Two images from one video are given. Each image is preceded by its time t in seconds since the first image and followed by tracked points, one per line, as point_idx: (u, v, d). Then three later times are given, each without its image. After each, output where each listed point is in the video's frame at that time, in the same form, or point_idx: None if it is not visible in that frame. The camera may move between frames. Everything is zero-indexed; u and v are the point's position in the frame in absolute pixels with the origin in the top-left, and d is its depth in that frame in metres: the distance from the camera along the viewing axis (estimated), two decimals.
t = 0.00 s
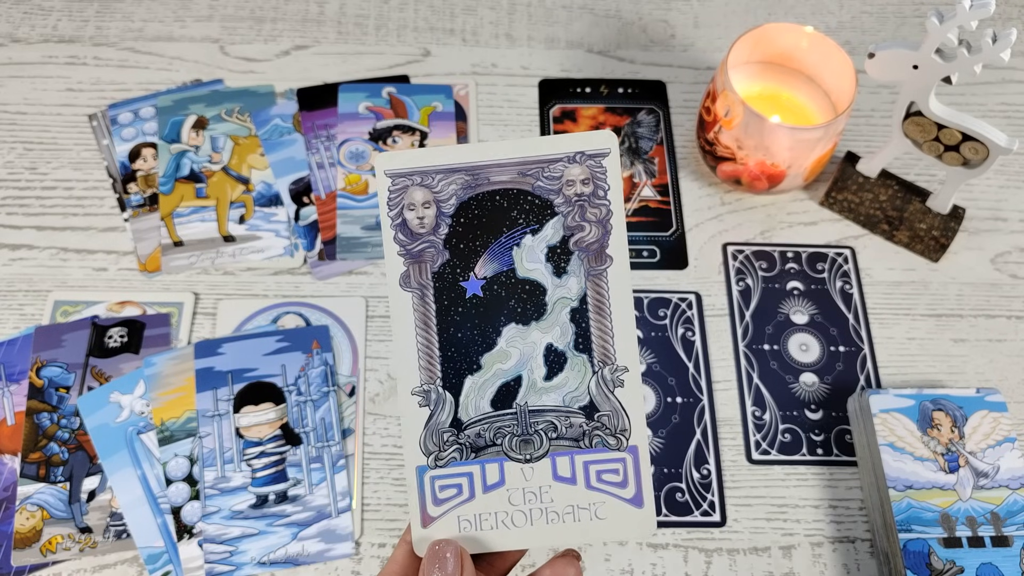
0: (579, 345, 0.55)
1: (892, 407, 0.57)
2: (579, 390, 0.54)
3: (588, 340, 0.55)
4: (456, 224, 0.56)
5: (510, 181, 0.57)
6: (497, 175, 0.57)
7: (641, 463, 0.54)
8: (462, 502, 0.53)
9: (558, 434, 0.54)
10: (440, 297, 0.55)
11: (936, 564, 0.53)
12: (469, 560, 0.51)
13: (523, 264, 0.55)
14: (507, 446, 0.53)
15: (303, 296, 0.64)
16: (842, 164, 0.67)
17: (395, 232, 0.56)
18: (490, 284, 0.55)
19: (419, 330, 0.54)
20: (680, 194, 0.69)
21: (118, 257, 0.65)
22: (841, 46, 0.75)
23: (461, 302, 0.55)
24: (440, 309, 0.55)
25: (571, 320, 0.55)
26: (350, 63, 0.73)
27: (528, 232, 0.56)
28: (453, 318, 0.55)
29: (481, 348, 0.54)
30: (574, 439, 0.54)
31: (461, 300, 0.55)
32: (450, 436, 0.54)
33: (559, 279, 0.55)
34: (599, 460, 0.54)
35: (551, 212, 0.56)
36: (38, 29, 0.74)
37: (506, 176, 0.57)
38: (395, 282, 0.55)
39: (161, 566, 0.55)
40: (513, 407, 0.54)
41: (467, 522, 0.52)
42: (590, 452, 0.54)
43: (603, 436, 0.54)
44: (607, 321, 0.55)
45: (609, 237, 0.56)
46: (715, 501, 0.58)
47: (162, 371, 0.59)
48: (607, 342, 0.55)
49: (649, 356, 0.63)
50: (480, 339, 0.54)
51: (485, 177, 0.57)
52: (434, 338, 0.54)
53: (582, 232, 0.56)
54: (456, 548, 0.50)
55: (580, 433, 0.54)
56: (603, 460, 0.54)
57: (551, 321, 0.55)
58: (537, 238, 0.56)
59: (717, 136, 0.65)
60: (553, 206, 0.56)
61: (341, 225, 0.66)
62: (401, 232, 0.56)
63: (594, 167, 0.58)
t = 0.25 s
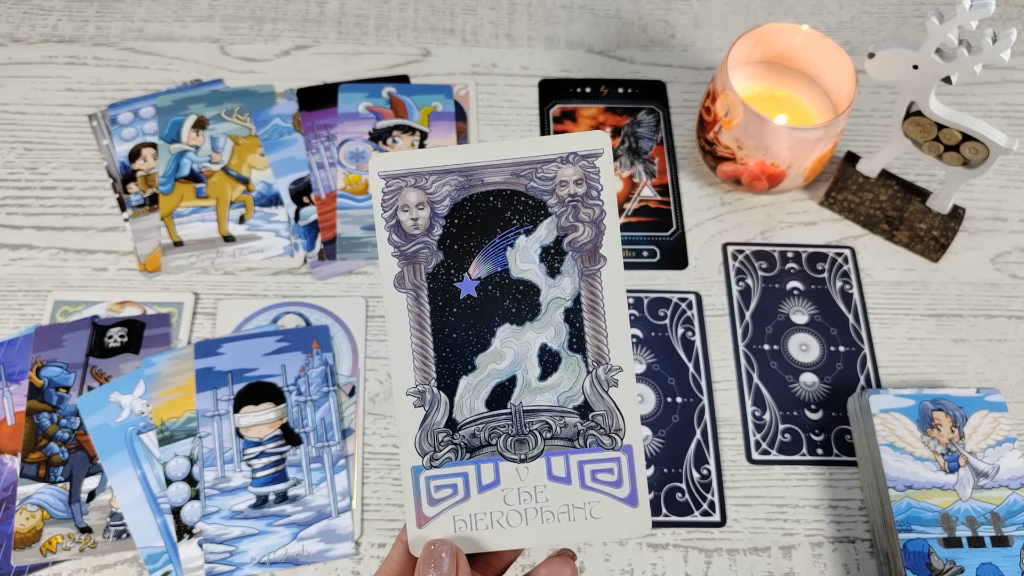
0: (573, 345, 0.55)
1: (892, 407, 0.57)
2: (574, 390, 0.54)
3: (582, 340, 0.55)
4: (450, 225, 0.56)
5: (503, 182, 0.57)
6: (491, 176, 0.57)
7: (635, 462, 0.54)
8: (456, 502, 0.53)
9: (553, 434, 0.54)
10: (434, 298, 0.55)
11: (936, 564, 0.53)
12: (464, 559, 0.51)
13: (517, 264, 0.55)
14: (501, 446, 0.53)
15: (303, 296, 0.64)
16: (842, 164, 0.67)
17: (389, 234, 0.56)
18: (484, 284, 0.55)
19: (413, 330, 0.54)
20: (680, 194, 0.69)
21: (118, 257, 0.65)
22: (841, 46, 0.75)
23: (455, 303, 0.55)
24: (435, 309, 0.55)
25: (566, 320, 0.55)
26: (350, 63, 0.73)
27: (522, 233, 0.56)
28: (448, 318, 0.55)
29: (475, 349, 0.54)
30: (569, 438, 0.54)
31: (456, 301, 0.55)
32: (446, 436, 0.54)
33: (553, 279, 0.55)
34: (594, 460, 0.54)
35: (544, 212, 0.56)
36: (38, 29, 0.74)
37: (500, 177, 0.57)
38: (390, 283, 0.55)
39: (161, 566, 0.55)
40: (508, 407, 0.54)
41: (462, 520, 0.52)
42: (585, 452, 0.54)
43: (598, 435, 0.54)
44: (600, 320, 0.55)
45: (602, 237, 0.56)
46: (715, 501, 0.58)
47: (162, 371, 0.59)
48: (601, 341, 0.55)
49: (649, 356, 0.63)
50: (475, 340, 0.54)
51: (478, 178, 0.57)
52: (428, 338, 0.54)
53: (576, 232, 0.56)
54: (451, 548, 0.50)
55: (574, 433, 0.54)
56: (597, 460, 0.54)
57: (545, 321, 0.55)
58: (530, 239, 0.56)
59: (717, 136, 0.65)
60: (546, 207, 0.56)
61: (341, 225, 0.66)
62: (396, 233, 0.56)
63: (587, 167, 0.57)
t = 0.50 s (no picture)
0: (577, 345, 0.55)
1: (892, 407, 0.57)
2: (576, 390, 0.54)
3: (585, 339, 0.55)
4: (451, 225, 0.56)
5: (506, 182, 0.57)
6: (494, 176, 0.57)
7: (637, 464, 0.54)
8: (459, 502, 0.53)
9: (556, 435, 0.54)
10: (436, 297, 0.55)
11: (936, 564, 0.53)
12: (465, 560, 0.51)
13: (520, 264, 0.55)
14: (503, 446, 0.53)
15: (304, 296, 0.64)
16: (842, 164, 0.67)
17: (390, 233, 0.56)
18: (485, 283, 0.55)
19: (415, 331, 0.54)
20: (680, 194, 0.69)
21: (118, 257, 0.65)
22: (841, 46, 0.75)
23: (457, 302, 0.55)
24: (437, 309, 0.55)
25: (568, 321, 0.55)
26: (350, 63, 0.73)
27: (525, 232, 0.56)
28: (450, 318, 0.54)
29: (478, 348, 0.54)
30: (571, 439, 0.54)
31: (458, 300, 0.55)
32: (447, 436, 0.54)
33: (556, 279, 0.55)
34: (595, 460, 0.54)
35: (546, 212, 0.56)
36: (38, 29, 0.74)
37: (502, 177, 0.57)
38: (392, 283, 0.55)
39: (161, 566, 0.55)
40: (510, 407, 0.54)
41: (464, 520, 0.52)
42: (588, 452, 0.54)
43: (599, 436, 0.54)
44: (603, 319, 0.55)
45: (605, 237, 0.56)
46: (715, 501, 0.58)
47: (162, 371, 0.59)
48: (604, 341, 0.55)
49: (649, 356, 0.63)
50: (478, 340, 0.54)
51: (481, 177, 0.57)
52: (430, 338, 0.54)
53: (578, 232, 0.56)
54: (452, 548, 0.50)
55: (576, 433, 0.54)
56: (599, 460, 0.54)
57: (548, 321, 0.55)
58: (533, 238, 0.56)
59: (717, 136, 0.65)
60: (549, 206, 0.56)
61: (341, 225, 0.66)
62: (397, 233, 0.56)
63: (587, 167, 0.57)
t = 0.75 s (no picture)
0: (573, 344, 0.55)
1: (892, 407, 0.57)
2: (573, 390, 0.54)
3: (582, 339, 0.55)
4: (449, 224, 0.56)
5: (504, 181, 0.57)
6: (491, 176, 0.57)
7: (635, 463, 0.54)
8: (458, 501, 0.53)
9: (553, 434, 0.54)
10: (434, 297, 0.55)
11: (936, 564, 0.53)
12: (463, 560, 0.51)
13: (517, 263, 0.55)
14: (501, 445, 0.53)
15: (304, 296, 0.64)
16: (842, 164, 0.67)
17: (388, 233, 0.56)
18: (484, 283, 0.55)
19: (413, 330, 0.54)
20: (680, 194, 0.69)
21: (118, 257, 0.65)
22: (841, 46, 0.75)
23: (455, 302, 0.55)
24: (435, 309, 0.55)
25: (565, 320, 0.55)
26: (350, 63, 0.73)
27: (522, 231, 0.56)
28: (448, 317, 0.54)
29: (475, 348, 0.54)
30: (569, 438, 0.54)
31: (455, 300, 0.55)
32: (445, 436, 0.54)
33: (553, 279, 0.55)
34: (593, 459, 0.54)
35: (543, 212, 0.56)
36: (38, 29, 0.74)
37: (500, 176, 0.57)
38: (390, 283, 0.55)
39: (161, 566, 0.55)
40: (508, 406, 0.54)
41: (462, 519, 0.52)
42: (585, 451, 0.54)
43: (598, 435, 0.54)
44: (600, 319, 0.55)
45: (602, 236, 0.56)
46: (715, 501, 0.58)
47: (162, 371, 0.59)
48: (601, 340, 0.55)
49: (649, 356, 0.63)
50: (475, 339, 0.54)
51: (478, 177, 0.57)
52: (428, 338, 0.54)
53: (576, 231, 0.56)
54: (450, 548, 0.50)
55: (574, 432, 0.54)
56: (596, 459, 0.54)
57: (545, 320, 0.55)
58: (531, 237, 0.56)
59: (717, 136, 0.65)
60: (547, 205, 0.56)
61: (341, 225, 0.66)
62: (395, 232, 0.56)
63: (586, 167, 0.58)
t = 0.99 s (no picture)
0: (572, 344, 0.55)
1: (892, 407, 0.57)
2: (573, 389, 0.54)
3: (581, 338, 0.55)
4: (448, 224, 0.56)
5: (503, 181, 0.57)
6: (490, 175, 0.57)
7: (635, 463, 0.54)
8: (457, 501, 0.53)
9: (552, 433, 0.54)
10: (433, 297, 0.55)
11: (936, 564, 0.53)
12: (463, 560, 0.51)
13: (516, 263, 0.55)
14: (501, 445, 0.53)
15: (304, 296, 0.64)
16: (842, 164, 0.68)
17: (388, 232, 0.56)
18: (484, 283, 0.55)
19: (412, 330, 0.54)
20: (680, 194, 0.69)
21: (118, 257, 0.65)
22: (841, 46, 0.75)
23: (454, 301, 0.55)
24: (434, 308, 0.55)
25: (565, 319, 0.55)
26: (350, 63, 0.73)
27: (521, 231, 0.56)
28: (447, 317, 0.54)
29: (474, 347, 0.54)
30: (568, 438, 0.54)
31: (454, 300, 0.55)
32: (444, 435, 0.54)
33: (552, 278, 0.55)
34: (592, 459, 0.54)
35: (542, 211, 0.56)
36: (38, 29, 0.74)
37: (499, 176, 0.57)
38: (388, 282, 0.55)
39: (161, 566, 0.55)
40: (507, 406, 0.54)
41: (461, 519, 0.52)
42: (584, 451, 0.54)
43: (597, 434, 0.54)
44: (600, 318, 0.55)
45: (601, 236, 0.56)
46: (715, 501, 0.58)
47: (162, 371, 0.59)
48: (600, 340, 0.55)
49: (649, 356, 0.63)
50: (474, 339, 0.54)
51: (477, 176, 0.57)
52: (427, 338, 0.54)
53: (575, 231, 0.56)
54: (450, 547, 0.50)
55: (573, 432, 0.54)
56: (596, 459, 0.54)
57: (544, 319, 0.55)
58: (530, 237, 0.56)
59: (717, 136, 0.65)
60: (546, 205, 0.56)
61: (341, 225, 0.66)
62: (394, 232, 0.56)
63: (586, 166, 0.58)
